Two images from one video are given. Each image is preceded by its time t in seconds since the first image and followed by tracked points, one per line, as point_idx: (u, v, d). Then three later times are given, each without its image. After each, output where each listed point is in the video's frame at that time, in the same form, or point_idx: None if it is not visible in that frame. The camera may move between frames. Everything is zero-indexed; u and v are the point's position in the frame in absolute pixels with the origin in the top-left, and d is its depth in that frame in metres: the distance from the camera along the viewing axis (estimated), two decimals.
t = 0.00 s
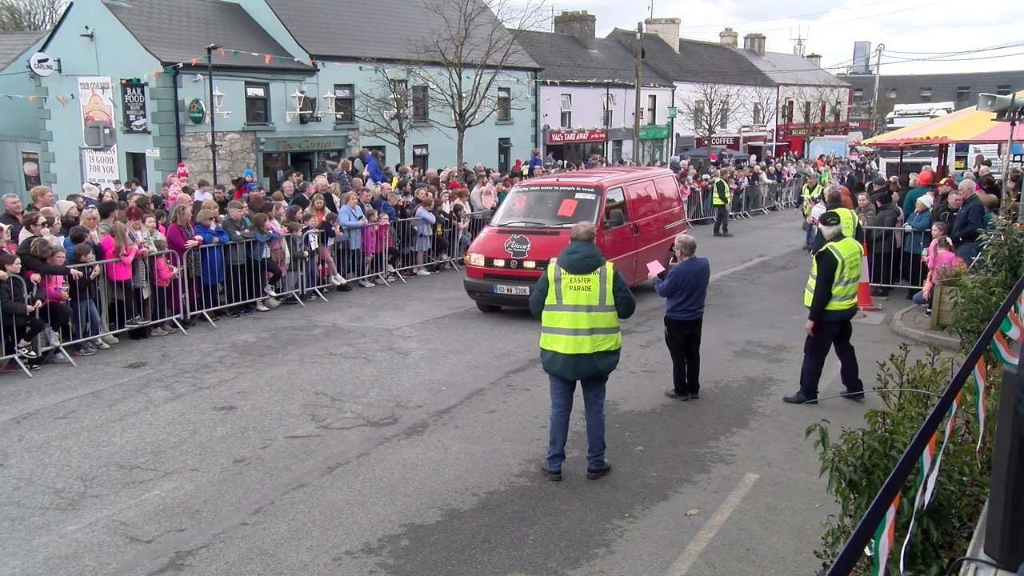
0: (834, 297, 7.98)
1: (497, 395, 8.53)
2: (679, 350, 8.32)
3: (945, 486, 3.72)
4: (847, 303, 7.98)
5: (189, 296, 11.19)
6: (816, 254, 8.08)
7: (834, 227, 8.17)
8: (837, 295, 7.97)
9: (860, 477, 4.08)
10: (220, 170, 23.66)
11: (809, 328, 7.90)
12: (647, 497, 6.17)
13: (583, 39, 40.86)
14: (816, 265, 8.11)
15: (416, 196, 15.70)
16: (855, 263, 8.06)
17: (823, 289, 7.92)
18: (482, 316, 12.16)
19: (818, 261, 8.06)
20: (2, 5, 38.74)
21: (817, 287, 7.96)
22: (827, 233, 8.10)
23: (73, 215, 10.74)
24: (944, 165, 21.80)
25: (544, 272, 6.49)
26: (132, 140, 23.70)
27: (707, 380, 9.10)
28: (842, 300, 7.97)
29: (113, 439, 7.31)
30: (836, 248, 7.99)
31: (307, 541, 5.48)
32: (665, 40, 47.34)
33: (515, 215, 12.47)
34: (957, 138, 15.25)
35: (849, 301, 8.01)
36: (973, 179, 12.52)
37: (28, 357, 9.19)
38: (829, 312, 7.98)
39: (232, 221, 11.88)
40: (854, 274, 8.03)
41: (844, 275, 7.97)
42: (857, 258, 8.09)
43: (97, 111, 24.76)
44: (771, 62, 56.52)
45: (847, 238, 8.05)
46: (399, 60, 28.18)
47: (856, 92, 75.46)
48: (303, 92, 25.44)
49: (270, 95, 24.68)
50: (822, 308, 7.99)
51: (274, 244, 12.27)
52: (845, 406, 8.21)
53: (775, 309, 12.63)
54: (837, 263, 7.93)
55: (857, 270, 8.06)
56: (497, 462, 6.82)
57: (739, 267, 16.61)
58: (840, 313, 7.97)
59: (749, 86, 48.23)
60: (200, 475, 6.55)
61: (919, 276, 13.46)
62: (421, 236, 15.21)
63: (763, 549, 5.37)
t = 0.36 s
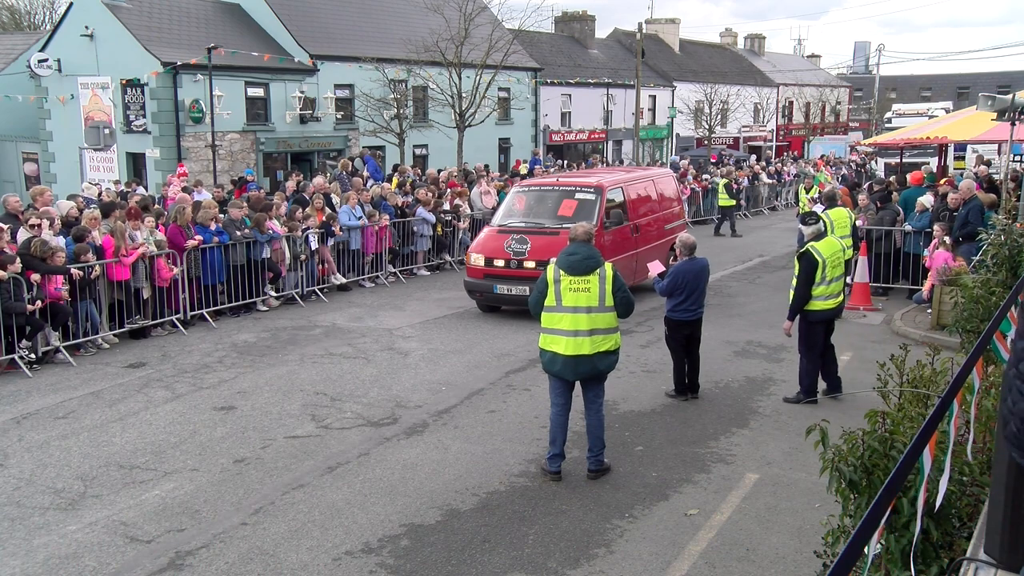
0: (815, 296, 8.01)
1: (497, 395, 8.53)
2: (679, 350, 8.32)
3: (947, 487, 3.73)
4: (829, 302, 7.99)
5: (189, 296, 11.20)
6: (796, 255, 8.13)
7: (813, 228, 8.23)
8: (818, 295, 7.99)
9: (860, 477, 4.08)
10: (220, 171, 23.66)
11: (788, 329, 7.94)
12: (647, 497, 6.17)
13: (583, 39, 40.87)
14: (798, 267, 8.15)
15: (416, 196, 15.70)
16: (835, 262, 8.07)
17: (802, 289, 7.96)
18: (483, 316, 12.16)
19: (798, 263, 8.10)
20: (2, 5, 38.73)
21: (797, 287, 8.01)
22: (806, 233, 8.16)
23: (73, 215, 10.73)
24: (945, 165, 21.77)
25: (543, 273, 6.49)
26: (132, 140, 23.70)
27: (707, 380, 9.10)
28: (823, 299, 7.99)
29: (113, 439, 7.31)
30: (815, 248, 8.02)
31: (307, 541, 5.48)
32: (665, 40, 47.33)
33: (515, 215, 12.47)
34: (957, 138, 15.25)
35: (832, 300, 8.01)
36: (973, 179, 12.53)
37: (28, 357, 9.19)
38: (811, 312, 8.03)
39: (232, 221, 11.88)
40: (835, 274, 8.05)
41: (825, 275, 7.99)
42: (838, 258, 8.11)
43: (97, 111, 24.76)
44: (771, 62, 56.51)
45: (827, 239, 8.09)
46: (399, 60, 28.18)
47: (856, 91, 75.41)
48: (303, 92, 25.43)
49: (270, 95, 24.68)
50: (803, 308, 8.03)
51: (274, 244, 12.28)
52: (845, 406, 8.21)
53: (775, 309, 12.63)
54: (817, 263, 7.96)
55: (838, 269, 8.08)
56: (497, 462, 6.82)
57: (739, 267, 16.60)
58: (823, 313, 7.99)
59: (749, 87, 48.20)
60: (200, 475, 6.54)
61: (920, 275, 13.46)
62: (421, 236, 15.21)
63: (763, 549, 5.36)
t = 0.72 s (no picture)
0: (810, 297, 8.03)
1: (497, 395, 8.53)
2: (678, 350, 8.32)
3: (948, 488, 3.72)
4: (824, 302, 8.01)
5: (189, 296, 11.20)
6: (790, 254, 8.14)
7: (806, 227, 8.21)
8: (813, 296, 8.00)
9: (860, 477, 4.08)
10: (220, 170, 23.65)
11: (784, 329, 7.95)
12: (647, 497, 6.17)
13: (583, 39, 40.85)
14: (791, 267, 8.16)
15: (416, 196, 15.71)
16: (829, 261, 8.09)
17: (797, 290, 7.97)
18: (483, 316, 12.16)
19: (792, 263, 8.10)
20: (2, 5, 38.74)
21: (791, 288, 8.03)
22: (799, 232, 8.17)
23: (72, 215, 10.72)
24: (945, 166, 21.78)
25: (544, 275, 6.48)
26: (132, 140, 23.71)
27: (707, 380, 9.10)
28: (817, 299, 8.01)
29: (113, 439, 7.31)
30: (809, 247, 8.04)
31: (307, 541, 5.48)
32: (665, 39, 47.35)
33: (515, 215, 12.47)
34: (957, 138, 15.25)
35: (826, 300, 8.04)
36: (973, 179, 12.53)
37: (28, 357, 9.19)
38: (806, 313, 8.04)
39: (232, 222, 11.88)
40: (829, 273, 8.06)
41: (819, 275, 8.00)
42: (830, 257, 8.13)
43: (97, 111, 24.77)
44: (771, 62, 56.52)
45: (820, 237, 8.10)
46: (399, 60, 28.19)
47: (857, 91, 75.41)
48: (303, 92, 25.44)
49: (270, 95, 24.69)
50: (799, 309, 8.04)
51: (274, 244, 12.28)
52: (846, 406, 8.21)
53: (775, 309, 12.64)
54: (810, 264, 7.98)
55: (831, 269, 8.10)
56: (497, 462, 6.82)
57: (739, 267, 16.60)
58: (818, 313, 8.01)
59: (749, 87, 48.20)
60: (200, 475, 6.55)
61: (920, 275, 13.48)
62: (421, 235, 15.21)
63: (763, 549, 5.37)
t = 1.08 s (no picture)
0: (808, 295, 8.03)
1: (497, 395, 8.54)
2: (678, 350, 8.32)
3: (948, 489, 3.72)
4: (820, 302, 8.03)
5: (189, 296, 11.19)
6: (791, 252, 8.12)
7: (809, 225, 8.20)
8: (812, 295, 8.00)
9: (861, 477, 4.08)
10: (220, 170, 23.65)
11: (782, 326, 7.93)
12: (647, 497, 6.17)
13: (583, 39, 40.82)
14: (792, 263, 8.13)
15: (416, 196, 15.71)
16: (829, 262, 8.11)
17: (798, 287, 7.96)
18: (482, 316, 12.16)
19: (794, 259, 8.07)
20: (2, 5, 38.74)
21: (791, 285, 8.01)
22: (801, 232, 8.18)
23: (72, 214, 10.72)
24: (944, 166, 21.78)
25: (544, 275, 6.48)
26: (132, 140, 23.71)
27: (707, 380, 9.10)
28: (816, 299, 8.02)
29: (113, 439, 7.31)
30: (812, 246, 8.03)
31: (307, 541, 5.47)
32: (665, 40, 47.35)
33: (515, 215, 12.47)
34: (957, 138, 15.24)
35: (823, 301, 8.06)
36: (974, 179, 12.54)
37: (28, 357, 9.20)
38: (802, 311, 8.04)
39: (232, 221, 11.88)
40: (828, 274, 8.08)
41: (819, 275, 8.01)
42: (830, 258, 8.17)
43: (97, 111, 24.77)
44: (771, 62, 56.51)
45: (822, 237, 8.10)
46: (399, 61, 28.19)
47: (856, 91, 75.35)
48: (303, 92, 25.43)
49: (270, 95, 24.68)
50: (796, 306, 8.04)
51: (274, 244, 12.28)
52: (845, 406, 8.21)
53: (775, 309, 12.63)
54: (813, 262, 7.97)
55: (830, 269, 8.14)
56: (497, 462, 6.82)
57: (738, 267, 16.60)
58: (813, 313, 8.02)
59: (749, 87, 48.18)
60: (200, 475, 6.54)
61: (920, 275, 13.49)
62: (421, 235, 15.21)
63: (763, 549, 5.37)
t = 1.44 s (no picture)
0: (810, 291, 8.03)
1: (497, 395, 8.53)
2: (678, 350, 8.31)
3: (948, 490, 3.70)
4: (820, 299, 8.06)
5: (188, 296, 11.19)
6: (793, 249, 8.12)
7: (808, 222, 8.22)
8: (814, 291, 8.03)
9: (860, 477, 4.08)
10: (220, 170, 23.65)
11: (784, 322, 7.92)
12: (647, 497, 6.17)
13: (583, 39, 40.83)
14: (794, 258, 8.08)
15: (415, 196, 15.71)
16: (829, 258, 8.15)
17: (805, 282, 7.92)
18: (482, 316, 12.15)
19: (799, 253, 8.01)
20: (2, 5, 38.73)
21: (798, 281, 7.96)
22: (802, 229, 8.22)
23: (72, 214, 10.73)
24: (945, 166, 21.78)
25: (545, 275, 6.48)
26: (132, 140, 23.70)
27: (707, 380, 9.10)
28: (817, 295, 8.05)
29: (113, 439, 7.31)
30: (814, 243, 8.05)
31: (307, 541, 5.47)
32: (665, 39, 47.35)
33: (515, 214, 12.47)
34: (957, 138, 15.24)
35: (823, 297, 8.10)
36: (974, 179, 12.55)
37: (27, 357, 9.19)
38: (804, 307, 8.03)
39: (232, 222, 11.89)
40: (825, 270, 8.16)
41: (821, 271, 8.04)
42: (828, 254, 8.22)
43: (97, 111, 24.77)
44: (771, 62, 56.53)
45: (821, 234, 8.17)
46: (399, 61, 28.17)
47: (856, 91, 75.32)
48: (303, 92, 25.43)
49: (270, 95, 24.68)
50: (800, 302, 8.00)
51: (274, 244, 12.27)
52: (845, 406, 8.20)
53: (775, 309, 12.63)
54: (817, 258, 7.97)
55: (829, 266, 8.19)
56: (497, 462, 6.82)
57: (738, 267, 16.59)
58: (814, 309, 8.04)
59: (749, 87, 48.19)
60: (200, 476, 6.54)
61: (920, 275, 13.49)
62: (421, 235, 15.20)
63: (763, 549, 5.36)
